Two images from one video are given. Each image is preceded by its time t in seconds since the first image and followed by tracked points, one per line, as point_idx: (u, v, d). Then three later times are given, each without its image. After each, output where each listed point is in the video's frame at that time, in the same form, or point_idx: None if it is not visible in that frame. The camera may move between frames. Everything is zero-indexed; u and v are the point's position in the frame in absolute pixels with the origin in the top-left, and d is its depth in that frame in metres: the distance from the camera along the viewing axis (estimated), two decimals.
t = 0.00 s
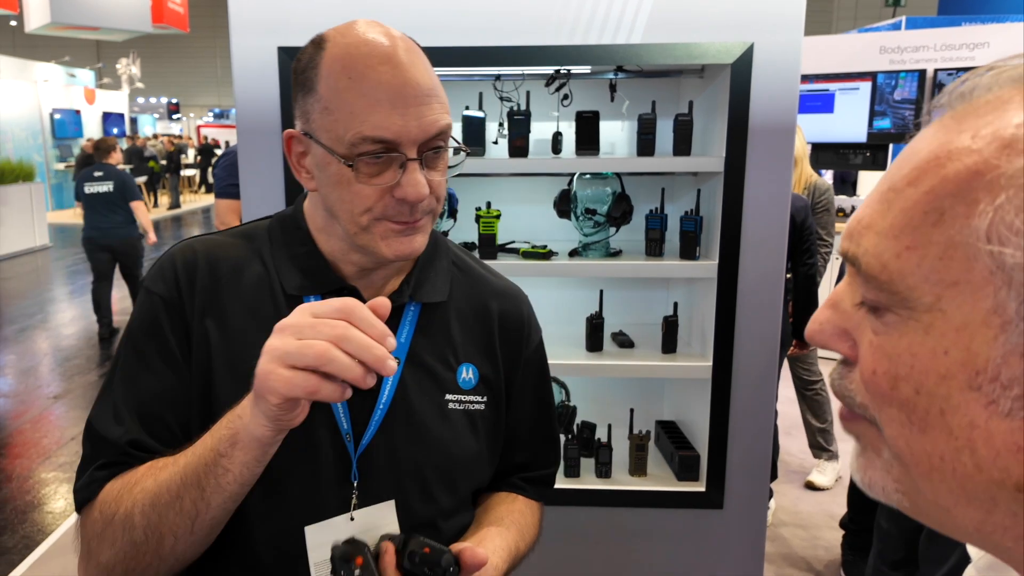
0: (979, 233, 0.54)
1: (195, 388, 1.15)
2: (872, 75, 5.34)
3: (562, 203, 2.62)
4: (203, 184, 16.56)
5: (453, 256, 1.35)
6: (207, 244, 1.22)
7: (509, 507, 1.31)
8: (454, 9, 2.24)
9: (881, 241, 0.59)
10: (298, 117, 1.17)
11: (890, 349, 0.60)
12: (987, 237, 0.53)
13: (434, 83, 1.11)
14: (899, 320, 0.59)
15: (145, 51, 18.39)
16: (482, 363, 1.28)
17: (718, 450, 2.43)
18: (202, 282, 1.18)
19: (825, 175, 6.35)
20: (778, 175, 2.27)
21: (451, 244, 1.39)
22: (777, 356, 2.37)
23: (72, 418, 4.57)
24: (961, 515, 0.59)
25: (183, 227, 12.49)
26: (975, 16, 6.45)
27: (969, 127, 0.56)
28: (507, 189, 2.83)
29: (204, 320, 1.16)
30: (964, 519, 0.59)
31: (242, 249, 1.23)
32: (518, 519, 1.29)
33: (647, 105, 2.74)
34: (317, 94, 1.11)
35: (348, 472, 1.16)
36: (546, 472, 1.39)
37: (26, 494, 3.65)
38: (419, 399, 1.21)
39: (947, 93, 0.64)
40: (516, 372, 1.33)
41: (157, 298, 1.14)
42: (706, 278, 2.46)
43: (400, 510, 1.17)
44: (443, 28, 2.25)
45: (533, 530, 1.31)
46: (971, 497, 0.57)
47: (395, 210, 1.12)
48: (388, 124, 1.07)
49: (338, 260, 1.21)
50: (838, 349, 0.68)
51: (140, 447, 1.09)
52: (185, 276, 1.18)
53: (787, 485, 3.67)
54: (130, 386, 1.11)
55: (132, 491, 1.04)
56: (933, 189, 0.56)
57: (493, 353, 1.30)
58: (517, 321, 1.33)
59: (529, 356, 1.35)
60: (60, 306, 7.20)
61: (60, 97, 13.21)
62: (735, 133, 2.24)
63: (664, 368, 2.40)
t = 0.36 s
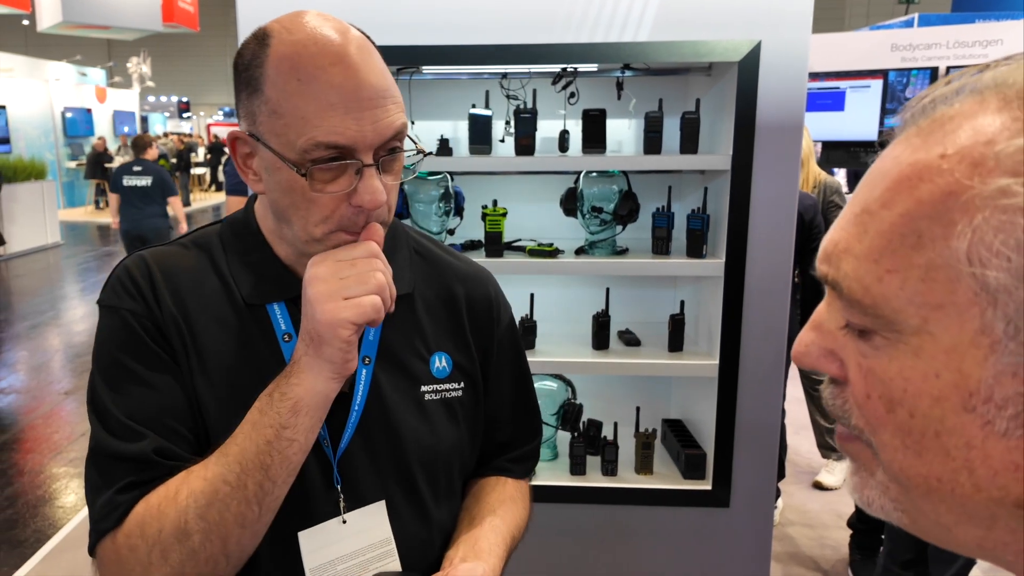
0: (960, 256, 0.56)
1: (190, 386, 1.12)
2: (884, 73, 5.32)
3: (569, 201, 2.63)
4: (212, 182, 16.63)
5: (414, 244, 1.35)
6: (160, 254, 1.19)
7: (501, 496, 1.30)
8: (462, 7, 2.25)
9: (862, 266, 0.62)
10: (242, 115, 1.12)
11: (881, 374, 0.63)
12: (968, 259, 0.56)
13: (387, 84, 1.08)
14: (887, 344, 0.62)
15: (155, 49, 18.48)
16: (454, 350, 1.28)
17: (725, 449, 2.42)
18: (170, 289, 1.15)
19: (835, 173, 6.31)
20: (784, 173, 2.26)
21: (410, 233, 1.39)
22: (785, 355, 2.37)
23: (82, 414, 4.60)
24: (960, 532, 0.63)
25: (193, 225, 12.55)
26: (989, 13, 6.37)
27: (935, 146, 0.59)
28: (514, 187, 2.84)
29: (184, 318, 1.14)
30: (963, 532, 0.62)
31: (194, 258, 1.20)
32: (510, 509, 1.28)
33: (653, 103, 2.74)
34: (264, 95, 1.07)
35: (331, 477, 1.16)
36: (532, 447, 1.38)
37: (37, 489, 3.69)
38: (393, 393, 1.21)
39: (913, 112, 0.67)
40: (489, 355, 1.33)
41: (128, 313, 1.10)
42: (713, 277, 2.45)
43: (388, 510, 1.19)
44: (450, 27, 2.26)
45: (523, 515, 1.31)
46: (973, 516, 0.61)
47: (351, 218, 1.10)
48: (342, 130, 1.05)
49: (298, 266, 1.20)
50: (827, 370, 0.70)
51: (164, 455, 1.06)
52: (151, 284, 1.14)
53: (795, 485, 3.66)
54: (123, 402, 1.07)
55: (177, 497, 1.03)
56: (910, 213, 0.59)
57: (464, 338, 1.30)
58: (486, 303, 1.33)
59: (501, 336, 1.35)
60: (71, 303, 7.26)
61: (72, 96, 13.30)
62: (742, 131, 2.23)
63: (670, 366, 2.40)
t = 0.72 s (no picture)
0: (982, 265, 0.54)
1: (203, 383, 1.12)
2: (892, 70, 5.37)
3: (574, 197, 2.62)
4: (218, 178, 16.65)
5: (414, 233, 1.35)
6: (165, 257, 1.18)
7: (516, 481, 1.32)
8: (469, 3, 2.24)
9: (879, 274, 0.60)
10: (240, 116, 1.12)
11: (903, 384, 0.61)
12: (992, 268, 0.54)
13: (382, 79, 1.07)
14: (908, 353, 0.60)
15: (162, 45, 18.52)
16: (464, 337, 1.29)
17: (729, 446, 2.42)
18: (178, 290, 1.15)
19: (843, 171, 6.29)
20: (792, 170, 2.25)
21: (411, 223, 1.39)
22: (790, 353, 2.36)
23: (88, 407, 4.62)
24: (989, 544, 0.61)
25: (199, 220, 12.60)
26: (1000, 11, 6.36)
27: (951, 149, 0.57)
28: (519, 183, 2.83)
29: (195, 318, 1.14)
30: (991, 544, 0.61)
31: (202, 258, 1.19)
32: (527, 495, 1.31)
33: (660, 99, 2.73)
34: (261, 94, 1.07)
35: (349, 467, 1.17)
36: (545, 431, 1.40)
37: (43, 480, 3.71)
38: (405, 382, 1.22)
39: (925, 112, 0.64)
40: (498, 340, 1.34)
41: (139, 318, 1.10)
42: (719, 274, 2.44)
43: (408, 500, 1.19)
44: (456, 21, 2.25)
45: (539, 499, 1.33)
46: (1003, 528, 0.59)
47: (352, 215, 1.10)
48: (340, 126, 1.04)
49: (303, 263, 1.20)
50: (846, 377, 0.68)
51: (185, 454, 1.07)
52: (159, 286, 1.14)
53: (799, 483, 3.66)
54: (140, 406, 1.08)
55: (196, 494, 1.03)
56: (928, 220, 0.57)
57: (472, 324, 1.31)
58: (490, 287, 1.34)
59: (508, 320, 1.36)
60: (77, 297, 7.28)
61: (79, 91, 13.34)
62: (748, 128, 2.23)
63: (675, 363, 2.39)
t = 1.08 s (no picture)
0: (973, 261, 0.55)
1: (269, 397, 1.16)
2: (895, 69, 5.36)
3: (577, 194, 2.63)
4: (219, 174, 16.66)
5: (486, 223, 1.36)
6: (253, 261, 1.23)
7: (596, 481, 1.32)
8: (473, 1, 2.25)
9: (876, 271, 0.61)
10: (314, 108, 1.21)
11: (902, 378, 0.62)
12: (982, 263, 0.55)
13: (443, 69, 1.13)
14: (906, 348, 0.61)
15: (165, 42, 18.53)
16: (536, 326, 1.29)
17: (729, 442, 2.43)
18: (257, 288, 1.20)
19: (844, 170, 6.29)
20: (793, 168, 2.26)
21: (482, 214, 1.40)
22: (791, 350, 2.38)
23: (91, 403, 4.65)
24: (989, 535, 0.61)
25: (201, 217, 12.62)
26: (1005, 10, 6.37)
27: (944, 148, 0.58)
28: (522, 180, 2.84)
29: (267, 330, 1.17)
30: (991, 537, 0.61)
31: (283, 255, 1.24)
32: (605, 495, 1.29)
33: (662, 97, 2.74)
34: (329, 85, 1.15)
35: (422, 448, 1.20)
36: (625, 430, 1.38)
37: (46, 475, 3.74)
38: (476, 367, 1.24)
39: (921, 113, 0.66)
40: (574, 332, 1.33)
41: (216, 317, 1.16)
42: (721, 271, 2.46)
43: (479, 483, 1.21)
44: (460, 19, 2.26)
45: (618, 499, 1.31)
46: (1000, 521, 0.59)
47: (408, 200, 1.15)
48: (397, 115, 1.11)
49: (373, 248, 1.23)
50: (849, 373, 0.69)
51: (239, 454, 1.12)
52: (240, 293, 1.18)
53: (800, 480, 3.67)
54: (211, 402, 1.13)
55: (226, 508, 1.06)
56: (921, 219, 0.58)
57: (546, 313, 1.31)
58: (563, 277, 1.34)
59: (584, 312, 1.34)
60: (80, 293, 7.31)
61: (82, 87, 13.37)
62: (750, 126, 2.24)
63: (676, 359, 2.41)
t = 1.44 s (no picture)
0: (1014, 245, 0.47)
1: (310, 415, 1.26)
2: (896, 69, 5.38)
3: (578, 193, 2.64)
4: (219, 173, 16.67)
5: (544, 223, 1.37)
6: (310, 271, 1.28)
7: (650, 494, 1.32)
8: None
9: (907, 254, 0.53)
10: (383, 100, 1.27)
11: (928, 365, 0.53)
12: None
13: (511, 59, 1.16)
14: (934, 333, 0.53)
15: (166, 40, 18.54)
16: (591, 328, 1.30)
17: (731, 441, 2.43)
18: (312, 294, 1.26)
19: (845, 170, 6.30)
20: (795, 167, 2.26)
21: (542, 213, 1.42)
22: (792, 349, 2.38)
23: (91, 401, 4.65)
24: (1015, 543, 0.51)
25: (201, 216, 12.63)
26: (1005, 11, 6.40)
27: (985, 129, 0.49)
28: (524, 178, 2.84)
29: (312, 353, 1.25)
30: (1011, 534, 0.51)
31: (337, 260, 1.29)
32: (657, 511, 1.29)
33: (664, 96, 2.74)
34: (400, 75, 1.20)
35: (472, 448, 1.24)
36: (683, 443, 1.37)
37: (47, 472, 3.74)
38: (529, 368, 1.26)
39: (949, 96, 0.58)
40: (630, 337, 1.33)
41: (271, 327, 1.25)
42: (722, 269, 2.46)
43: (528, 487, 1.25)
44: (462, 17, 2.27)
45: (673, 514, 1.30)
46: None
47: (475, 186, 1.20)
48: (467, 102, 1.15)
49: (431, 246, 1.29)
50: (871, 360, 0.60)
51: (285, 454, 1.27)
52: (293, 310, 1.25)
53: (801, 479, 3.67)
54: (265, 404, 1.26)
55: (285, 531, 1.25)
56: (959, 198, 0.49)
57: (602, 316, 1.31)
58: (622, 279, 1.33)
59: (642, 316, 1.33)
60: (80, 291, 7.31)
61: (82, 85, 13.37)
62: (751, 124, 2.24)
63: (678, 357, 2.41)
